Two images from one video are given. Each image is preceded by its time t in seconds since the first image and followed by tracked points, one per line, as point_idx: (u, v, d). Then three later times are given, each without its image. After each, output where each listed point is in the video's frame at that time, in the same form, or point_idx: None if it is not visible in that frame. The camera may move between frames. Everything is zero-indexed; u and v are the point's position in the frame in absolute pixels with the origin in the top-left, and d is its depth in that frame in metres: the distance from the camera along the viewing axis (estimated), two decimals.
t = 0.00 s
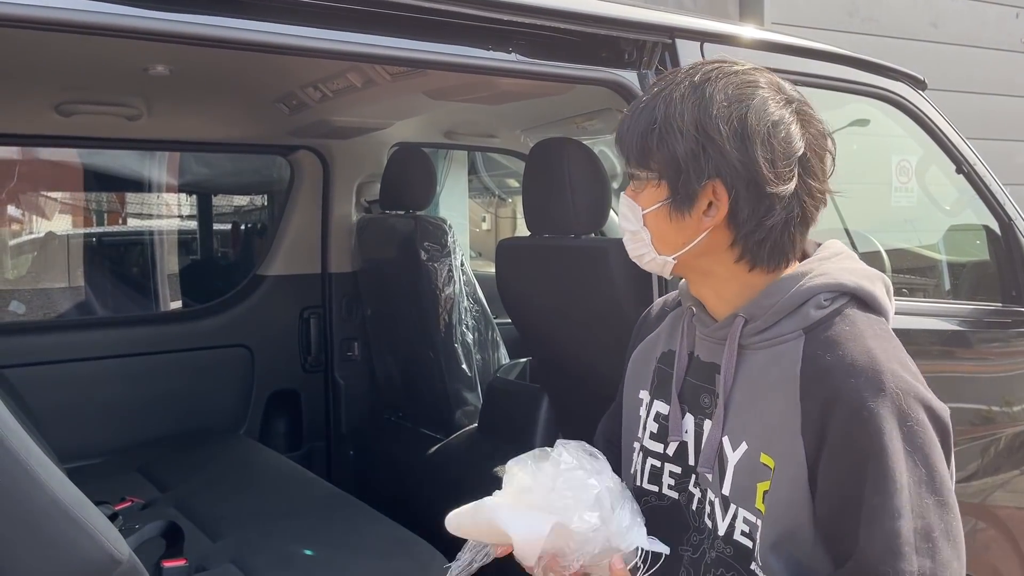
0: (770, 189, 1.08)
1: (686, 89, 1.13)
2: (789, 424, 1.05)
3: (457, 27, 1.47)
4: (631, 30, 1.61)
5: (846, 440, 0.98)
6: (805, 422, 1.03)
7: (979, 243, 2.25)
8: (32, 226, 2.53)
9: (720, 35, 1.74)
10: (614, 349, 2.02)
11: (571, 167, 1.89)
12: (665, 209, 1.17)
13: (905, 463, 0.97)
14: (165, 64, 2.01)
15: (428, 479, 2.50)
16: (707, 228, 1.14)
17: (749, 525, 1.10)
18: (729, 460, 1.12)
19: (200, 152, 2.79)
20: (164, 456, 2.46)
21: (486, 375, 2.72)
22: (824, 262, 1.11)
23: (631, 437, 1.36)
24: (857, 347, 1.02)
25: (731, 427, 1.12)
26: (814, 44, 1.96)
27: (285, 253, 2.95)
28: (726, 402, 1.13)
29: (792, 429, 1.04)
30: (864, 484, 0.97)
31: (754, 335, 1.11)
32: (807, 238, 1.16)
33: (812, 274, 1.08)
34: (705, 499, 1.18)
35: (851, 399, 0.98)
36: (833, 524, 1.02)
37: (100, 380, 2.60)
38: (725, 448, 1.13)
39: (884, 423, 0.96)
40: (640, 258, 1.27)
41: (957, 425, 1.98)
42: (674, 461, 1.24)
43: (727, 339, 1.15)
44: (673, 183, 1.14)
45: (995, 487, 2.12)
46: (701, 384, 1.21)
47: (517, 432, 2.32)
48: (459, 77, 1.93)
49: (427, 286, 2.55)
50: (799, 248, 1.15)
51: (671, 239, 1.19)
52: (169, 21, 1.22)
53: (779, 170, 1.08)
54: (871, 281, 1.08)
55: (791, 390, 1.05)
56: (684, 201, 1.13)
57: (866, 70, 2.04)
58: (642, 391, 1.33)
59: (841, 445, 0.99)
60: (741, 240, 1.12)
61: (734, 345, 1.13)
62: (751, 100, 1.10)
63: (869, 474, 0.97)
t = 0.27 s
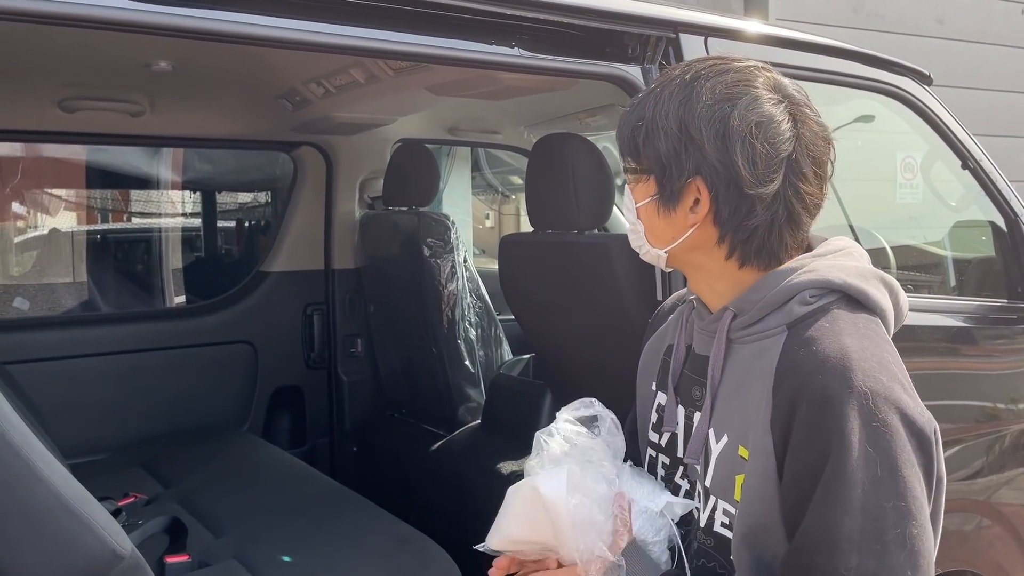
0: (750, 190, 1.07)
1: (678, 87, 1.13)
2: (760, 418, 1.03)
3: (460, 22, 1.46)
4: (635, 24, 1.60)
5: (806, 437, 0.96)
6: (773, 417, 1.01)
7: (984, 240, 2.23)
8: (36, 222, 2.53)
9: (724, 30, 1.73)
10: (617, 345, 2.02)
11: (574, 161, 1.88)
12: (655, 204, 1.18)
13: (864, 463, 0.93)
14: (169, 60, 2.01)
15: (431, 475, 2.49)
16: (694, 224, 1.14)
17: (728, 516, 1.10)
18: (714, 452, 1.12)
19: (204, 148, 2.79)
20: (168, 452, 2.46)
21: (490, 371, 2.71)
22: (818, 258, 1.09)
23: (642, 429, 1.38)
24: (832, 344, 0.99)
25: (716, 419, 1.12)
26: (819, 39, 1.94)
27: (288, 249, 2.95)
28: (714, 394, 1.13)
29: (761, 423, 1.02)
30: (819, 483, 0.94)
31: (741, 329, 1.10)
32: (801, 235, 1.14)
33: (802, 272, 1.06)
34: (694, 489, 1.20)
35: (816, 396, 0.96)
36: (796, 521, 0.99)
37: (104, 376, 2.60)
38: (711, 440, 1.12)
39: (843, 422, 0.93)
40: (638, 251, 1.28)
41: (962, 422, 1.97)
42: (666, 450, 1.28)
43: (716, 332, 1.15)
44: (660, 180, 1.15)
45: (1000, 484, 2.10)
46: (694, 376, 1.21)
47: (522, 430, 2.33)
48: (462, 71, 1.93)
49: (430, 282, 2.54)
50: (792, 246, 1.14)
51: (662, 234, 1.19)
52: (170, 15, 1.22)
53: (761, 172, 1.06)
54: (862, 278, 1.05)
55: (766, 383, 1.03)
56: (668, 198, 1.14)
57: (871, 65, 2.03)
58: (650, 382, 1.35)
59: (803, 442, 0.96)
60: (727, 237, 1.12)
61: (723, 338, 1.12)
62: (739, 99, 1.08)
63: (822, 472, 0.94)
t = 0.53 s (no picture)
0: (742, 180, 1.06)
1: (669, 82, 1.13)
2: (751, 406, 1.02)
3: (466, 14, 1.46)
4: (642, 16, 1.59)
5: (792, 424, 0.95)
6: (763, 405, 1.00)
7: (994, 233, 2.22)
8: (44, 218, 2.55)
9: (732, 22, 1.72)
10: (624, 340, 2.02)
11: (581, 153, 1.87)
12: (651, 199, 1.18)
13: (852, 450, 0.91)
14: (176, 54, 2.01)
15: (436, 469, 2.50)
16: (690, 216, 1.14)
17: (722, 504, 1.10)
18: (708, 441, 1.12)
19: (210, 143, 2.80)
20: (175, 446, 2.47)
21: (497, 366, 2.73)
22: (811, 249, 1.09)
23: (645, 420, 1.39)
24: (821, 332, 0.98)
25: (709, 408, 1.11)
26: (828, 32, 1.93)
27: (295, 244, 2.96)
28: (708, 382, 1.13)
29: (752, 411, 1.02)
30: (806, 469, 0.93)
31: (734, 319, 1.10)
32: (800, 224, 1.13)
33: (793, 263, 1.06)
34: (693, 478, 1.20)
35: (802, 383, 0.95)
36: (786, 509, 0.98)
37: (111, 371, 2.61)
38: (705, 429, 1.12)
39: (829, 408, 0.91)
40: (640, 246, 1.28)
41: (971, 416, 1.96)
42: (669, 440, 1.28)
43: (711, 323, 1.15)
44: (654, 174, 1.15)
45: (1008, 480, 2.09)
46: (692, 366, 1.22)
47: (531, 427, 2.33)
48: (469, 65, 1.92)
49: (437, 276, 2.54)
50: (791, 235, 1.12)
51: (660, 228, 1.19)
52: (177, 7, 1.21)
53: (753, 161, 1.05)
54: (855, 268, 1.04)
55: (756, 373, 1.03)
56: (663, 191, 1.14)
57: (880, 58, 2.01)
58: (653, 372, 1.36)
59: (791, 429, 0.95)
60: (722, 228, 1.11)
61: (717, 328, 1.12)
62: (728, 90, 1.08)
63: (809, 459, 0.93)
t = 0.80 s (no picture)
0: (746, 163, 1.06)
1: (661, 75, 1.14)
2: (740, 396, 1.02)
3: (471, 9, 1.45)
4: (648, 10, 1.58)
5: (781, 412, 0.95)
6: (752, 394, 1.00)
7: (1003, 229, 2.19)
8: (54, 213, 2.56)
9: (739, 17, 1.71)
10: (629, 335, 2.02)
11: (587, 150, 1.87)
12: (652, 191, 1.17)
13: (838, 436, 0.91)
14: (182, 49, 2.02)
15: (442, 463, 2.51)
16: (692, 206, 1.13)
17: (710, 492, 1.10)
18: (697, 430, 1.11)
19: (217, 138, 2.79)
20: (183, 440, 2.48)
21: (503, 361, 2.71)
22: (802, 242, 1.09)
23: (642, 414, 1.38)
24: (811, 322, 0.98)
25: (700, 398, 1.11)
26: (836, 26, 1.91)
27: (302, 239, 2.97)
28: (699, 373, 1.12)
29: (741, 400, 1.02)
30: (794, 456, 0.93)
31: (726, 310, 1.09)
32: (795, 213, 1.14)
33: (783, 256, 1.06)
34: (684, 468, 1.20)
35: (791, 371, 0.95)
36: (773, 496, 0.98)
37: (119, 365, 2.62)
38: (695, 419, 1.12)
39: (816, 396, 0.92)
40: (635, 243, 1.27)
41: (978, 412, 1.95)
42: (662, 431, 1.28)
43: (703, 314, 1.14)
44: (657, 165, 1.14)
45: (1017, 477, 2.08)
46: (685, 359, 1.22)
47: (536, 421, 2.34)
48: (475, 60, 1.92)
49: (443, 272, 2.54)
50: (787, 222, 1.14)
51: (661, 221, 1.18)
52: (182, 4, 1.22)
53: (754, 144, 1.06)
54: (844, 262, 1.04)
55: (745, 363, 1.03)
56: (666, 181, 1.13)
57: (888, 52, 2.00)
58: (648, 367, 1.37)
59: (779, 417, 0.95)
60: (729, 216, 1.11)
61: (709, 320, 1.12)
62: (723, 80, 1.09)
63: (796, 447, 0.93)
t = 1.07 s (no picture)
0: (743, 160, 1.10)
1: (657, 70, 1.14)
2: (706, 376, 1.05)
3: (468, 6, 1.48)
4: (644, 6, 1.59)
5: (740, 388, 0.97)
6: (715, 374, 1.03)
7: (1001, 222, 2.21)
8: (67, 205, 2.62)
9: (735, 12, 1.72)
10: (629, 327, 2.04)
11: (585, 146, 1.90)
12: (647, 182, 1.18)
13: (791, 412, 0.94)
14: (189, 45, 2.06)
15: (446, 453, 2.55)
16: (687, 198, 1.16)
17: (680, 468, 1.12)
18: (669, 410, 1.14)
19: (223, 134, 2.84)
20: (191, 429, 2.53)
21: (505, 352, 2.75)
22: (772, 235, 1.12)
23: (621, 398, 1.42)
24: (773, 306, 1.01)
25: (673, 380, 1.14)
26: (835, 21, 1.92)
27: (308, 233, 3.00)
28: (673, 356, 1.16)
29: (706, 380, 1.05)
30: (750, 431, 0.96)
31: (700, 296, 1.13)
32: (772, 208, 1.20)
33: (757, 246, 1.09)
34: (657, 447, 1.22)
35: (751, 350, 0.98)
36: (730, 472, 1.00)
37: (129, 356, 2.67)
38: (668, 400, 1.15)
39: (773, 372, 0.95)
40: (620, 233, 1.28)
41: (976, 403, 1.96)
42: (641, 412, 1.30)
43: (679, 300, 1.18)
44: (658, 157, 1.14)
45: (1018, 468, 2.09)
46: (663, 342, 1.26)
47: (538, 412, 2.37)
48: (476, 57, 1.96)
49: (446, 264, 2.58)
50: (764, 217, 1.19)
51: (655, 211, 1.19)
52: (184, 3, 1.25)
53: (751, 141, 1.10)
54: (810, 252, 1.07)
55: (712, 345, 1.06)
56: (663, 174, 1.15)
57: (887, 46, 2.01)
58: (628, 352, 1.40)
59: (738, 394, 0.98)
60: (723, 210, 1.15)
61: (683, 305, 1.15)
62: (720, 79, 1.11)
63: (753, 421, 0.95)
